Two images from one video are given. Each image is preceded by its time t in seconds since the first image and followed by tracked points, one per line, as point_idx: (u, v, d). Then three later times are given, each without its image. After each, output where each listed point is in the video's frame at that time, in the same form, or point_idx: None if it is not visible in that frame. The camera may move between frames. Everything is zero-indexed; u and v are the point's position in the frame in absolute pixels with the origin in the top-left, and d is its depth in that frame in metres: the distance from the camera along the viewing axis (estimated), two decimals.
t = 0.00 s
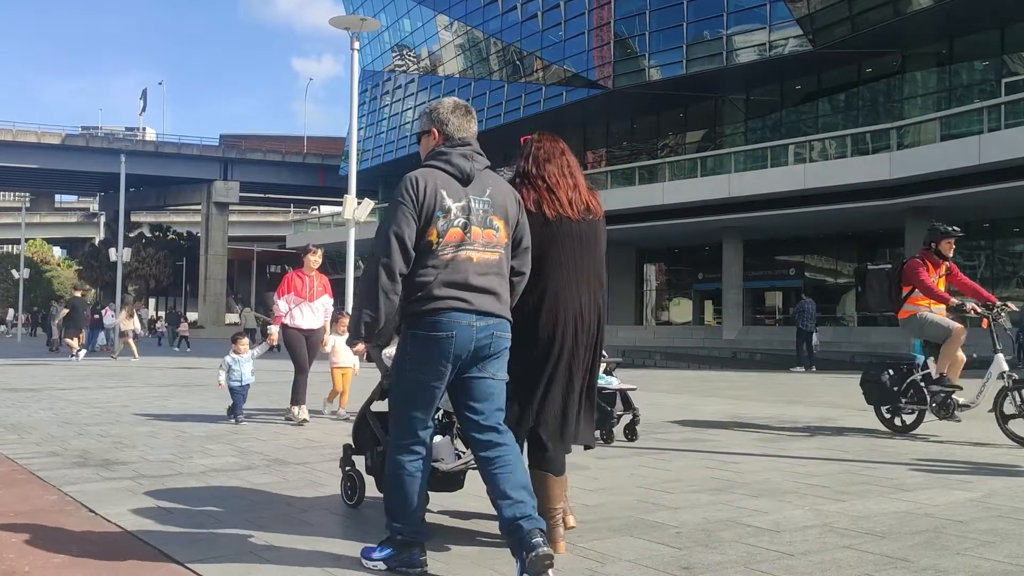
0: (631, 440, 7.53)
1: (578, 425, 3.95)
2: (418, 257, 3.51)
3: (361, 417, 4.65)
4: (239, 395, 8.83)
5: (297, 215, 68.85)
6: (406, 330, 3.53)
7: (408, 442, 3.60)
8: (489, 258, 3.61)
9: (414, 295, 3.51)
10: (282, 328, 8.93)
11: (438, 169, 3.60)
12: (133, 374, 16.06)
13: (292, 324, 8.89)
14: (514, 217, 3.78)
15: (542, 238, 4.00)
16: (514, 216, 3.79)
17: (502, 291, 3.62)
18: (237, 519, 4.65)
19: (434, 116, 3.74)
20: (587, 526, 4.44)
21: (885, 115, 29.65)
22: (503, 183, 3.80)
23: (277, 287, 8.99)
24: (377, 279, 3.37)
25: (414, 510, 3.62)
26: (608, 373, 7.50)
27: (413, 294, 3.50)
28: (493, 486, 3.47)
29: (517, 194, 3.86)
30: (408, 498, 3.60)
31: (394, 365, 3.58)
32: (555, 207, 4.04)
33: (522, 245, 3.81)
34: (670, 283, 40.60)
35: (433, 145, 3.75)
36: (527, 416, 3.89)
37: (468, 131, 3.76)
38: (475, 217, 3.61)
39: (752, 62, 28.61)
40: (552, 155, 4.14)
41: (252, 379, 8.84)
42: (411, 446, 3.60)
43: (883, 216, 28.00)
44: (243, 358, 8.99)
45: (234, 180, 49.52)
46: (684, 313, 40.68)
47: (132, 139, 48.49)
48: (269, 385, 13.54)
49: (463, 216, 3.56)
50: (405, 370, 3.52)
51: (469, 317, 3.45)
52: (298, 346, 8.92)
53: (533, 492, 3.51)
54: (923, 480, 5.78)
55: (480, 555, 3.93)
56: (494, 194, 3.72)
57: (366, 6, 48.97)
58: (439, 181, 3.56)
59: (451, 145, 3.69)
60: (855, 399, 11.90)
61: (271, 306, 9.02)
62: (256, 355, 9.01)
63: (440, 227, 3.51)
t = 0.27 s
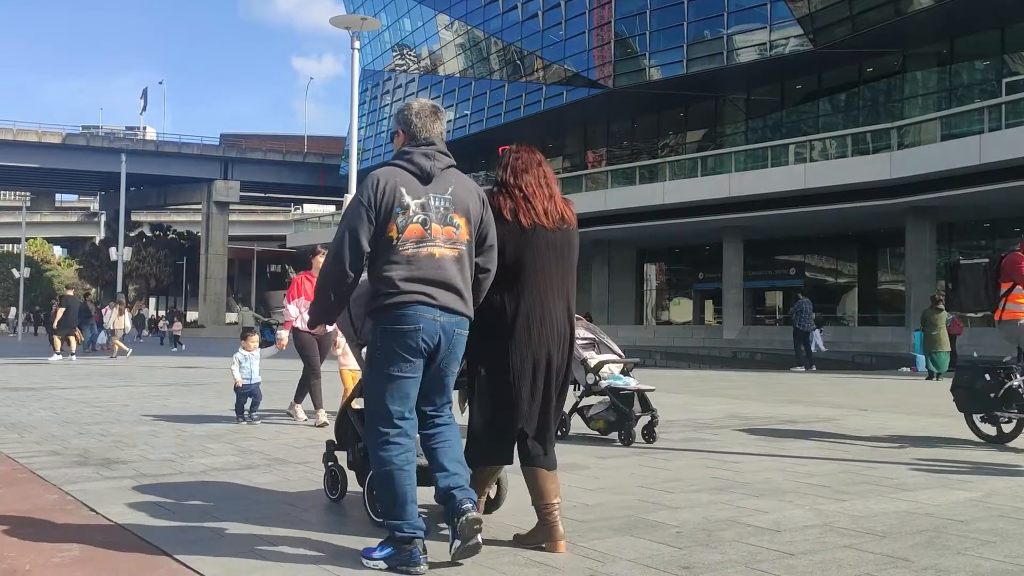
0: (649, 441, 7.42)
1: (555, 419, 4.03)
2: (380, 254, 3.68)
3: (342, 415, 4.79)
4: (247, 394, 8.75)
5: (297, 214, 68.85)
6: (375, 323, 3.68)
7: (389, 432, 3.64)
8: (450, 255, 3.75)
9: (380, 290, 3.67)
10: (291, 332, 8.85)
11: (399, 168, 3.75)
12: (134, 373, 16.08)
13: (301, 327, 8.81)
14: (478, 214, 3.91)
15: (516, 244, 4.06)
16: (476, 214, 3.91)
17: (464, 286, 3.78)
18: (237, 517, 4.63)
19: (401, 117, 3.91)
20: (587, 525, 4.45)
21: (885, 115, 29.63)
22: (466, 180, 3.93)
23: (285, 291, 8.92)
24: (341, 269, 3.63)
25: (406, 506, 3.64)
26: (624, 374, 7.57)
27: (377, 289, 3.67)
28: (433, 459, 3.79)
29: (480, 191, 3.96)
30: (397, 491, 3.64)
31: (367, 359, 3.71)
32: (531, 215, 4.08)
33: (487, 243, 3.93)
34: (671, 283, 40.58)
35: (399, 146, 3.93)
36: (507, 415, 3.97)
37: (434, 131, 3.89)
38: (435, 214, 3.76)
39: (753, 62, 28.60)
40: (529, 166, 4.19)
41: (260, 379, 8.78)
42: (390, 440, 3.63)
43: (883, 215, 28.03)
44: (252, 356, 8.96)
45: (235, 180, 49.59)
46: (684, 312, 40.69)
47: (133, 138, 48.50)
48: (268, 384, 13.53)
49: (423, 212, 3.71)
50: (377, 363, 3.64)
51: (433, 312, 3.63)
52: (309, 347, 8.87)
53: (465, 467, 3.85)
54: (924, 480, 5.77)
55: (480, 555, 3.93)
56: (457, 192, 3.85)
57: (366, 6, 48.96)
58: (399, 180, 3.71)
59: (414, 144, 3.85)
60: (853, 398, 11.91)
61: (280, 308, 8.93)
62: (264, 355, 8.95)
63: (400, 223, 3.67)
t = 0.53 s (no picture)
0: (666, 441, 7.29)
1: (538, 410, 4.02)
2: (361, 254, 3.71)
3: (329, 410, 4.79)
4: (254, 396, 8.61)
5: (298, 213, 68.84)
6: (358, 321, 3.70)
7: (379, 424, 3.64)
8: (429, 254, 3.76)
9: (361, 289, 3.69)
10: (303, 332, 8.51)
11: (376, 171, 3.80)
12: (135, 372, 16.09)
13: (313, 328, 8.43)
14: (456, 217, 3.92)
15: (495, 247, 4.11)
16: (455, 216, 3.92)
17: (443, 286, 3.77)
18: (238, 516, 4.63)
19: (385, 124, 3.98)
20: (588, 524, 4.45)
21: (886, 114, 29.61)
22: (446, 183, 3.93)
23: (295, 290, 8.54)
24: (327, 267, 3.75)
25: (405, 501, 3.63)
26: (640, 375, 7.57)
27: (357, 287, 3.69)
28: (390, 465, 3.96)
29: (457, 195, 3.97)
30: (393, 485, 3.63)
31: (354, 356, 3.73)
32: (509, 219, 4.12)
33: (466, 245, 3.97)
34: (671, 282, 40.58)
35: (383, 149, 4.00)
36: (489, 412, 4.02)
37: (413, 135, 3.97)
38: (413, 215, 3.77)
39: (754, 61, 28.57)
40: (510, 172, 4.25)
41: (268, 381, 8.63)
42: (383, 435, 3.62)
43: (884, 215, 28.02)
44: (260, 358, 8.81)
45: (235, 179, 49.58)
46: (685, 312, 40.69)
47: (133, 138, 48.49)
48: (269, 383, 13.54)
49: (400, 213, 3.72)
50: (363, 359, 3.67)
51: (413, 308, 3.64)
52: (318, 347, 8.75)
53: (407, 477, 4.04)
54: (925, 480, 5.77)
55: (480, 554, 3.92)
56: (435, 194, 3.86)
57: (366, 5, 48.94)
58: (376, 182, 3.76)
59: (395, 149, 3.91)
60: (854, 398, 11.91)
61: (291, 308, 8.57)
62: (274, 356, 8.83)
63: (378, 224, 3.70)
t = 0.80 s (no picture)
0: (682, 442, 7.18)
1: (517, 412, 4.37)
2: (345, 262, 3.77)
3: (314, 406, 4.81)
4: (263, 395, 8.57)
5: (299, 213, 68.84)
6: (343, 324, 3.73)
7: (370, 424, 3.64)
8: (409, 263, 3.84)
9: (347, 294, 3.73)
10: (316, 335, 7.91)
11: (360, 182, 3.91)
12: (135, 371, 16.10)
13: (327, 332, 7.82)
14: (437, 227, 4.01)
15: (473, 246, 4.32)
16: (438, 227, 4.02)
17: (423, 292, 3.87)
18: (239, 516, 4.62)
19: (372, 136, 4.08)
20: (589, 524, 4.45)
21: (887, 114, 29.60)
22: (429, 195, 4.01)
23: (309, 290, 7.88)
24: (319, 273, 3.86)
25: (400, 494, 3.61)
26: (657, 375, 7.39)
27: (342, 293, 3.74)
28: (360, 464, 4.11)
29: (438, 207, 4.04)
30: (388, 480, 3.61)
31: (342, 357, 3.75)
32: (490, 218, 4.36)
33: (447, 254, 4.06)
34: (672, 282, 40.57)
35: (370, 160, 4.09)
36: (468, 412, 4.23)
37: (397, 148, 4.06)
38: (395, 224, 3.85)
39: (754, 61, 28.54)
40: (493, 173, 4.48)
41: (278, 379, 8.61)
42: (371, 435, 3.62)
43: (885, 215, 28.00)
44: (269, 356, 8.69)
45: (236, 178, 49.57)
46: (685, 312, 40.67)
47: (133, 137, 48.48)
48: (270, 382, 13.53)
49: (382, 223, 3.81)
50: (347, 362, 3.70)
51: (396, 311, 3.71)
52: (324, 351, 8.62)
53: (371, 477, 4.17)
54: (925, 480, 5.76)
55: (482, 554, 3.90)
56: (417, 206, 3.94)
57: (367, 4, 48.94)
58: (359, 192, 3.86)
59: (381, 161, 4.00)
60: (854, 398, 11.90)
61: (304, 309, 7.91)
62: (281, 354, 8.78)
63: (362, 232, 3.78)
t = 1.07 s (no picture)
0: (704, 443, 7.04)
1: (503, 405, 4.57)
2: (330, 259, 3.96)
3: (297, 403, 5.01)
4: (276, 398, 8.27)
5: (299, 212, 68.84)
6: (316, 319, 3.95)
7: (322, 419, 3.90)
8: (391, 261, 4.07)
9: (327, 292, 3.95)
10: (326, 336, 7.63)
11: (346, 183, 4.09)
12: (137, 371, 16.11)
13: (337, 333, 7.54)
14: (419, 227, 4.26)
15: (453, 248, 4.53)
16: (418, 227, 4.26)
17: (405, 289, 4.09)
18: (241, 515, 4.62)
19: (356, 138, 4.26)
20: (589, 523, 4.46)
21: (888, 114, 29.58)
22: (410, 196, 4.26)
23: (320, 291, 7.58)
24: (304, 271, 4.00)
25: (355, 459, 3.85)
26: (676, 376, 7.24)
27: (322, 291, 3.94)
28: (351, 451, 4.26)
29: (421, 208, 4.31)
30: (343, 461, 3.86)
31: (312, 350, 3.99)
32: (470, 219, 4.57)
33: (427, 253, 4.30)
34: (673, 281, 40.57)
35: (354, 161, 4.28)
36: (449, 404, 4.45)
37: (380, 151, 4.27)
38: (379, 224, 4.08)
39: (755, 61, 28.52)
40: (472, 175, 4.68)
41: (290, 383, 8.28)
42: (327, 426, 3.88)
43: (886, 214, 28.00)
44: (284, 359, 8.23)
45: (236, 178, 49.58)
46: (686, 311, 40.67)
47: (134, 137, 48.50)
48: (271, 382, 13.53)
49: (367, 223, 4.02)
50: (324, 355, 3.91)
51: (376, 311, 3.92)
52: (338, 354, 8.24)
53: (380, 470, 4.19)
54: (925, 479, 5.76)
55: (483, 553, 3.90)
56: (400, 207, 4.18)
57: (368, 4, 48.94)
58: (346, 193, 4.05)
59: (365, 162, 4.21)
60: (855, 397, 11.89)
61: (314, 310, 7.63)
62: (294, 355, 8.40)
63: (348, 231, 3.98)
